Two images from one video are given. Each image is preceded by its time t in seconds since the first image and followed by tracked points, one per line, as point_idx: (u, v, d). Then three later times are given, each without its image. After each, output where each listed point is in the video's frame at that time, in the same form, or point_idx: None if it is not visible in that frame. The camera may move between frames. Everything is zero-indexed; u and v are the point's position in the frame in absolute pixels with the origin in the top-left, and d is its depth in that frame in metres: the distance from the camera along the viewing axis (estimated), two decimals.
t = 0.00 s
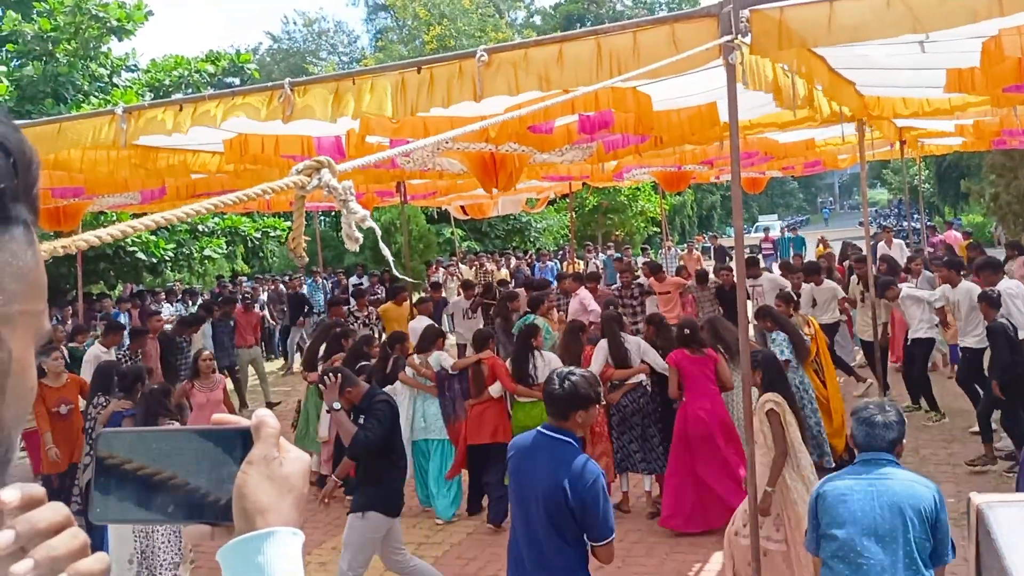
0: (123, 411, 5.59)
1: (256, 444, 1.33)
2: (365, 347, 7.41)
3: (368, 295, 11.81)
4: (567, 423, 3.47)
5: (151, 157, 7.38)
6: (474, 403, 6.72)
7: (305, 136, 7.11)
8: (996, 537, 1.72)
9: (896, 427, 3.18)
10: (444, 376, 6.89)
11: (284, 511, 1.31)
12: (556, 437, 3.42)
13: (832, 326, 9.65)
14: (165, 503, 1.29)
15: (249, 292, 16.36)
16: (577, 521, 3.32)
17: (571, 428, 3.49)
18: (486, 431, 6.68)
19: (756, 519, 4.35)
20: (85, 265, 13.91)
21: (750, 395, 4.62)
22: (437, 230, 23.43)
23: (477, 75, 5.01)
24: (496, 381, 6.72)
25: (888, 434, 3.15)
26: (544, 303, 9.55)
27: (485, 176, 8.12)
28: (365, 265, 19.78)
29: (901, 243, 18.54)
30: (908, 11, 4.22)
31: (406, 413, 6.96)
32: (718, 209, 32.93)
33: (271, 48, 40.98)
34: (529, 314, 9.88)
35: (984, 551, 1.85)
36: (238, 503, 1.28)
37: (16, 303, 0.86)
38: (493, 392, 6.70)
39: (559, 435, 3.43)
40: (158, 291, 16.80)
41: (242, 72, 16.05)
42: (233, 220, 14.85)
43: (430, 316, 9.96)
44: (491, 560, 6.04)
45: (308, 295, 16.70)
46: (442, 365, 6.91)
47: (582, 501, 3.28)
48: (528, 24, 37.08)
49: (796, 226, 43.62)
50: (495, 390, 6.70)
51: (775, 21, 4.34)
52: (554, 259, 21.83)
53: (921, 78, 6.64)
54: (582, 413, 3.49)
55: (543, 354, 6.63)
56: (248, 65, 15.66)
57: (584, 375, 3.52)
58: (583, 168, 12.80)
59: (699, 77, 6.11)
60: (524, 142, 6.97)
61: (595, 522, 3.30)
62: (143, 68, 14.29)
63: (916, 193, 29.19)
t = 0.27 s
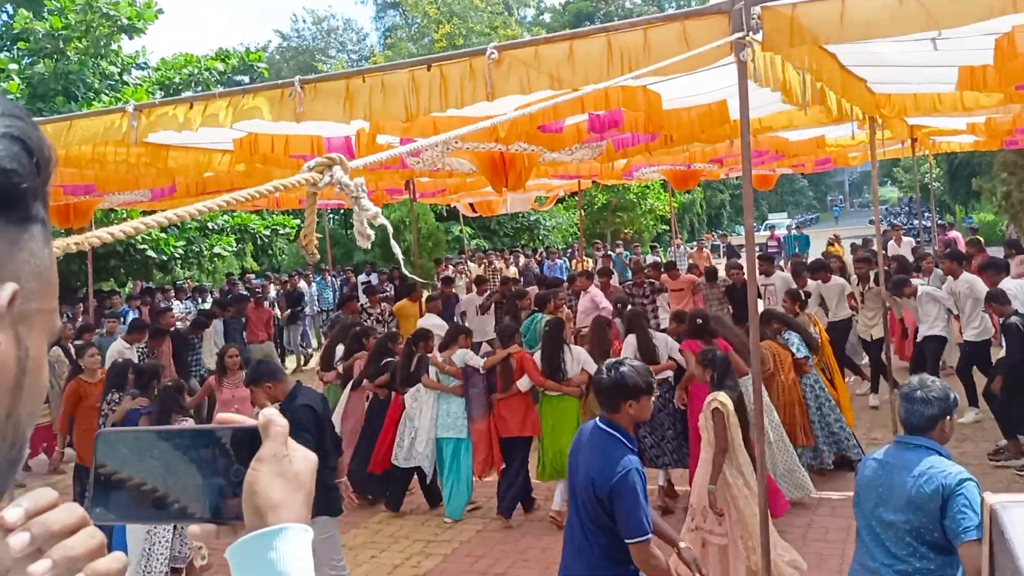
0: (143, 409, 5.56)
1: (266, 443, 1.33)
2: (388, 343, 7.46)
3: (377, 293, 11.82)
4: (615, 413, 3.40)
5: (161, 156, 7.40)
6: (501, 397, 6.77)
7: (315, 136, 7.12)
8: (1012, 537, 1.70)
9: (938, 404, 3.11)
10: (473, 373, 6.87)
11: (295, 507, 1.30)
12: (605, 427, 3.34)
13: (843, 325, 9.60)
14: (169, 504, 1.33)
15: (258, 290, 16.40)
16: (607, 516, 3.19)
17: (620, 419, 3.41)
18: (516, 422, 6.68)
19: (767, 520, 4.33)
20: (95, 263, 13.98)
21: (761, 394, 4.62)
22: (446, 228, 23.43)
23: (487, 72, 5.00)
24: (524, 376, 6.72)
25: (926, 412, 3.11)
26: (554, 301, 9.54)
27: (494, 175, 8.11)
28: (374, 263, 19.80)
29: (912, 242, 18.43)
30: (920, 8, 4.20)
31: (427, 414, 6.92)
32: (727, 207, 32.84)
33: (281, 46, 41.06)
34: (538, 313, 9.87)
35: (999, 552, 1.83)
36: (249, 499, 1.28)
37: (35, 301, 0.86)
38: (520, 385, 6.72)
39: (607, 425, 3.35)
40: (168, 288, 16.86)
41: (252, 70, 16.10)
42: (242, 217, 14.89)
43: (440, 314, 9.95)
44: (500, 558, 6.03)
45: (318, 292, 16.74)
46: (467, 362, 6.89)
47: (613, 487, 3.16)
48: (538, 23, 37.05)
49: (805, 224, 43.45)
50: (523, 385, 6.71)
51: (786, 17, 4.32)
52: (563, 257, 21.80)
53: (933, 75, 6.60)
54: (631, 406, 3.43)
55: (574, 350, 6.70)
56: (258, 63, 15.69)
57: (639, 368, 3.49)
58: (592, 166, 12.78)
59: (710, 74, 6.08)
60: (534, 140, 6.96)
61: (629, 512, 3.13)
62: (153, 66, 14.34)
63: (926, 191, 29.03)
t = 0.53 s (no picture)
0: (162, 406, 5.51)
1: (269, 441, 1.36)
2: (418, 348, 7.61)
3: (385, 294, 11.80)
4: (685, 411, 3.37)
5: (169, 158, 7.43)
6: (528, 400, 6.92)
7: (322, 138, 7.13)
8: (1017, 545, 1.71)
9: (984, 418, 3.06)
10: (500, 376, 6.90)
11: (298, 505, 1.31)
12: (677, 429, 3.32)
13: (850, 329, 9.56)
14: (163, 505, 1.47)
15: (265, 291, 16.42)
16: (683, 517, 3.16)
17: (692, 417, 3.37)
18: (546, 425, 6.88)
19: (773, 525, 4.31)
20: (103, 263, 14.03)
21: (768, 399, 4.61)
22: (452, 230, 23.43)
23: (495, 75, 5.00)
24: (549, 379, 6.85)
25: (972, 424, 3.06)
26: (559, 304, 9.53)
27: (501, 178, 8.12)
28: (380, 264, 19.82)
29: (921, 246, 18.36)
30: (929, 14, 4.19)
31: (462, 422, 6.96)
32: (735, 211, 32.75)
33: (288, 48, 41.05)
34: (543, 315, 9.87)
35: (1004, 558, 1.83)
36: (254, 497, 1.30)
37: (44, 312, 0.85)
38: (546, 387, 6.86)
39: (677, 426, 3.33)
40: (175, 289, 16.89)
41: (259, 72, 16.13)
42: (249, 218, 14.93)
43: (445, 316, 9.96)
44: (505, 560, 6.04)
45: (324, 294, 16.75)
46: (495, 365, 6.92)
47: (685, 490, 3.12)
48: (546, 25, 37.01)
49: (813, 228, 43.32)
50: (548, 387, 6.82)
51: (794, 21, 4.32)
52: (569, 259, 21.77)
53: (941, 79, 6.59)
54: (700, 401, 3.36)
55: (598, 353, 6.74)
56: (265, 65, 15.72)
57: (705, 366, 3.44)
58: (599, 170, 12.78)
59: (719, 77, 6.07)
60: (541, 144, 6.96)
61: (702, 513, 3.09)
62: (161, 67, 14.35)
63: (935, 195, 28.90)
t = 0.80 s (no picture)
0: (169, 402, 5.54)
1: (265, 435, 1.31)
2: (438, 348, 7.60)
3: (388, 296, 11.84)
4: (731, 409, 3.31)
5: (175, 158, 7.46)
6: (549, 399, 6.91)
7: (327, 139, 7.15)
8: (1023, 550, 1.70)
9: None
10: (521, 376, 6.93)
11: (298, 497, 1.27)
12: (722, 428, 3.27)
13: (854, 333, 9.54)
14: (166, 498, 1.36)
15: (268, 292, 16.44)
16: (713, 519, 3.13)
17: (737, 415, 3.29)
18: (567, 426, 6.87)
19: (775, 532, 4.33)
20: (108, 263, 14.08)
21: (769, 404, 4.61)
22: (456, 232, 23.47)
23: (500, 78, 5.00)
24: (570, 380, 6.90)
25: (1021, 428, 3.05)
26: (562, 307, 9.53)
27: (505, 180, 8.12)
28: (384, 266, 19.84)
29: (925, 251, 18.34)
30: (935, 17, 4.19)
31: (490, 424, 6.96)
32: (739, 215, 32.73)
33: (294, 49, 41.17)
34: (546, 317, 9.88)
35: (1010, 565, 1.82)
36: (253, 490, 1.26)
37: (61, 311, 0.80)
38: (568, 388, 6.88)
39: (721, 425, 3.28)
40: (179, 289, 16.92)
41: (264, 73, 16.18)
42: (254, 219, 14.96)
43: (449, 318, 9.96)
44: (507, 563, 6.02)
45: (327, 295, 16.77)
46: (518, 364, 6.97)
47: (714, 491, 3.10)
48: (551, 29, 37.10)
49: (817, 232, 43.29)
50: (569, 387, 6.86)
51: (800, 25, 4.33)
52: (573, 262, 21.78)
53: (947, 84, 6.58)
54: (746, 400, 3.28)
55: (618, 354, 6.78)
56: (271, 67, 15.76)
57: (754, 363, 3.34)
58: (603, 173, 12.79)
59: (724, 81, 6.07)
60: (546, 146, 6.97)
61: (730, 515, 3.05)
62: (167, 68, 14.39)
63: (939, 199, 28.87)
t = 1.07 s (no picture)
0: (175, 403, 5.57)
1: (262, 432, 1.32)
2: (450, 353, 7.56)
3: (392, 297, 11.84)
4: (789, 403, 3.30)
5: (181, 158, 7.48)
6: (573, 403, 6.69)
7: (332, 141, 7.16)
8: None
9: None
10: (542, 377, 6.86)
11: (294, 494, 1.27)
12: (783, 423, 3.29)
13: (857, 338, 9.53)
14: (167, 494, 1.35)
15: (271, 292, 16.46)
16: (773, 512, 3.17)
17: (795, 409, 3.29)
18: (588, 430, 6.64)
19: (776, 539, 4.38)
20: (112, 263, 14.12)
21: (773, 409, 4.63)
22: (460, 234, 23.50)
23: (505, 81, 5.00)
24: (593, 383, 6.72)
25: None
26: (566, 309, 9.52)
27: (510, 183, 8.13)
28: (388, 267, 19.86)
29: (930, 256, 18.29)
30: (941, 22, 4.19)
31: (513, 427, 6.84)
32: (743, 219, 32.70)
33: (300, 51, 41.28)
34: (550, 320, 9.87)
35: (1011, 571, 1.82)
36: (250, 486, 1.26)
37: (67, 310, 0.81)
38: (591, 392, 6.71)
39: (782, 419, 3.29)
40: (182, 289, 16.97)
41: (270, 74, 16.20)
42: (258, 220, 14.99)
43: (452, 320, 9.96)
44: (509, 566, 6.02)
45: (331, 297, 16.78)
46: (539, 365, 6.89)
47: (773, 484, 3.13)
48: (557, 32, 37.15)
49: (821, 236, 43.23)
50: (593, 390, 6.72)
51: (806, 29, 4.33)
52: (577, 265, 21.78)
53: (952, 89, 6.57)
54: (802, 393, 3.28)
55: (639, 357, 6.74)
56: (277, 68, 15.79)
57: (815, 358, 3.33)
58: (608, 176, 12.80)
59: (729, 85, 6.07)
60: (551, 149, 6.98)
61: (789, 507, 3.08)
62: (173, 69, 14.42)
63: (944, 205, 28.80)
